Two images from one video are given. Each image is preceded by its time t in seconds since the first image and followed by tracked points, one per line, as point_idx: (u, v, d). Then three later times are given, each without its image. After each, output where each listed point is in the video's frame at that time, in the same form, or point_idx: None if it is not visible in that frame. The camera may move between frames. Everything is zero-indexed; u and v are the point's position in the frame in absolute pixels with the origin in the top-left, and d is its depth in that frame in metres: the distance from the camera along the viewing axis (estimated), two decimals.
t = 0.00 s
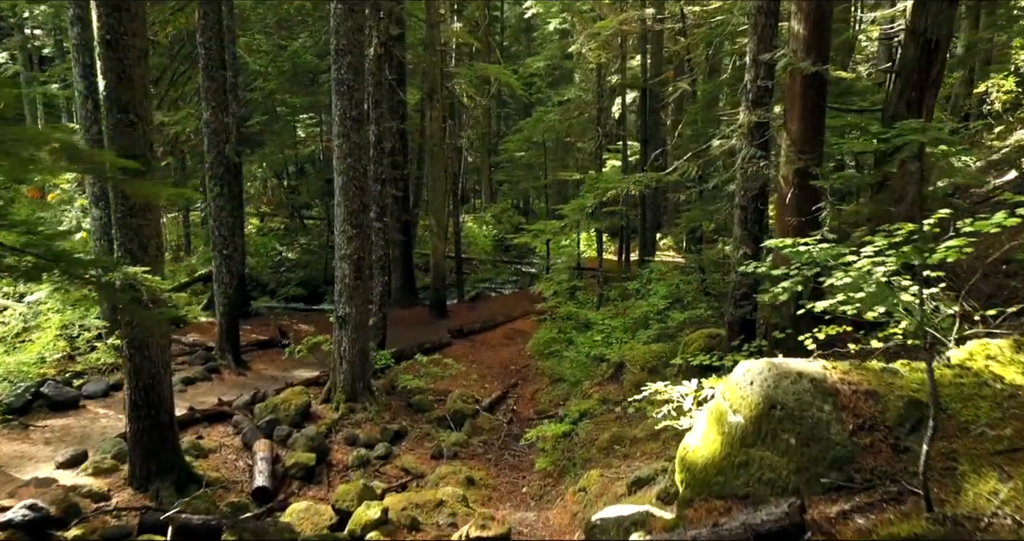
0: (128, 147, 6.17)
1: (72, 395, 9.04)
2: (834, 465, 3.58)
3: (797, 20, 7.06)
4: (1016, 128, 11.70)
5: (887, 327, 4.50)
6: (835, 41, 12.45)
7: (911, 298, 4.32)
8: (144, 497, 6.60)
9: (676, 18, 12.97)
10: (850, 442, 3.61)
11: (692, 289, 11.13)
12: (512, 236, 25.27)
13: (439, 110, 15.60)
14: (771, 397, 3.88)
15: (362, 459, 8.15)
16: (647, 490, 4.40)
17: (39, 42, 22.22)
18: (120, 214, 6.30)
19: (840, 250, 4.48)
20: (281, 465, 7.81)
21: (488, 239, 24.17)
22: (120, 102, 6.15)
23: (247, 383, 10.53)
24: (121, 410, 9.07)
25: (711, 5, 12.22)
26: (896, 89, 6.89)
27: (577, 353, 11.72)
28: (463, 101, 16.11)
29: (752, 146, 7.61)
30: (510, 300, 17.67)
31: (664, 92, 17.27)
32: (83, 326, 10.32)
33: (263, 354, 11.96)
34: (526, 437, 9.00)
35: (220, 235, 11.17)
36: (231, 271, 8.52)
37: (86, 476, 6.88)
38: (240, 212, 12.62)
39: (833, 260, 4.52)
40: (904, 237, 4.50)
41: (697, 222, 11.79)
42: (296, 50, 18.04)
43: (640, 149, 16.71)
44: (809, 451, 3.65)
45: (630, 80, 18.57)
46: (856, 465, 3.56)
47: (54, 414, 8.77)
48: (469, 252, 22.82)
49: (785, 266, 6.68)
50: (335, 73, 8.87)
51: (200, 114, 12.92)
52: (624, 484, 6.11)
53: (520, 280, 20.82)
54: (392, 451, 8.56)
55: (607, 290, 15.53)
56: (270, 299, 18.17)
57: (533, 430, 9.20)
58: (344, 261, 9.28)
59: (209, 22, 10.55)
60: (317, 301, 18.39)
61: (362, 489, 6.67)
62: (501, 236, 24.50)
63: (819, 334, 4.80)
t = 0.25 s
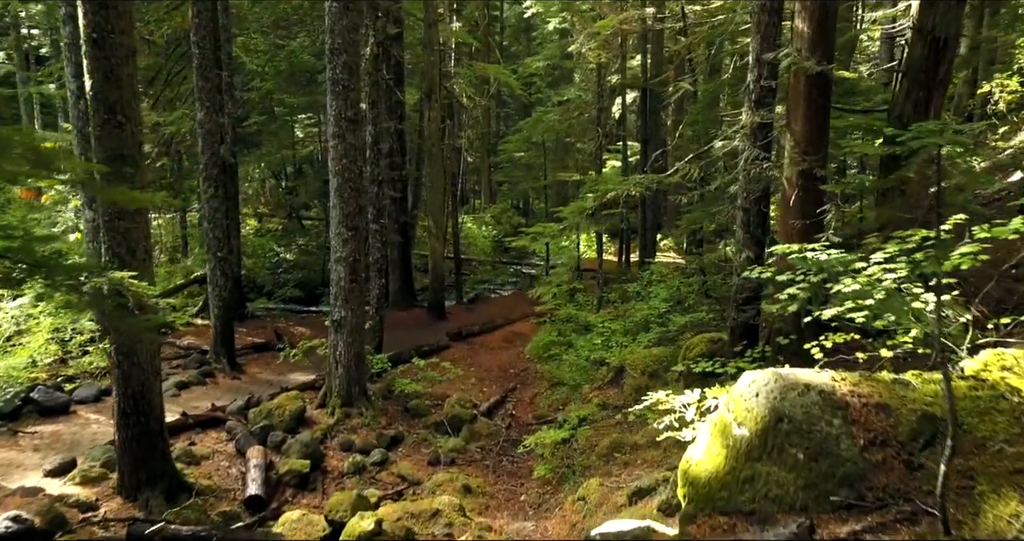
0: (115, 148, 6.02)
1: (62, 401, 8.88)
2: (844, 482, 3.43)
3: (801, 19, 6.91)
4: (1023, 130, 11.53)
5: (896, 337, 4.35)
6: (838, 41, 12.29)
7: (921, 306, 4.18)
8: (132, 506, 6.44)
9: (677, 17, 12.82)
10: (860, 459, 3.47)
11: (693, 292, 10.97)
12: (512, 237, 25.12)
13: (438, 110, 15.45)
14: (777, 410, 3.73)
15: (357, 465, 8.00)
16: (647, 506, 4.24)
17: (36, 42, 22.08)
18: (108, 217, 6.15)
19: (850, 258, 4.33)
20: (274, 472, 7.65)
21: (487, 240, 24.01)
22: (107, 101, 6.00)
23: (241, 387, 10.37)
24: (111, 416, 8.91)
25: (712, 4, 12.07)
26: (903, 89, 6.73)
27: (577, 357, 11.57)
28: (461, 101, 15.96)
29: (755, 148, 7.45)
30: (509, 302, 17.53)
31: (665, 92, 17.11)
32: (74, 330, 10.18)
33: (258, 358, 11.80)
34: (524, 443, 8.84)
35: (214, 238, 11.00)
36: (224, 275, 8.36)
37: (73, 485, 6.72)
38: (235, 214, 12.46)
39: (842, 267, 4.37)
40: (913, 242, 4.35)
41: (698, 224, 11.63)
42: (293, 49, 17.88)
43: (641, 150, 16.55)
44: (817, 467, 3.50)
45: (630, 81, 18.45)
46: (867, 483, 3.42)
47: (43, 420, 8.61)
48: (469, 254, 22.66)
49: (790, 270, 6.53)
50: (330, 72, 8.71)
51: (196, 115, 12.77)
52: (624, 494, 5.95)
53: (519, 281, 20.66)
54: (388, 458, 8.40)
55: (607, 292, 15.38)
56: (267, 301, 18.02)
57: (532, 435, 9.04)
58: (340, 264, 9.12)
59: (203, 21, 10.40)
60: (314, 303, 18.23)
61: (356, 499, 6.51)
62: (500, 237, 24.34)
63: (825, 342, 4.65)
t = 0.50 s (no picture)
0: (101, 149, 5.87)
1: (51, 406, 8.72)
2: (855, 501, 3.32)
3: (805, 18, 6.75)
4: None
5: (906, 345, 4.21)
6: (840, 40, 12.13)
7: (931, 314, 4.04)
8: (120, 516, 6.29)
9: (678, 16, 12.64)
10: (872, 476, 3.36)
11: (694, 295, 10.81)
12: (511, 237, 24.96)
13: (435, 110, 15.28)
14: (784, 423, 3.59)
15: (352, 473, 7.85)
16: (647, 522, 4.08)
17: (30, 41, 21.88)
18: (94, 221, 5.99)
19: (859, 265, 4.18)
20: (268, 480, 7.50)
21: (487, 241, 23.85)
22: (93, 102, 5.83)
23: (235, 392, 10.21)
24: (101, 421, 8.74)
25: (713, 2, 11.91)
26: (909, 89, 6.58)
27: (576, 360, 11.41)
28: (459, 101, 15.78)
29: (758, 149, 7.29)
30: (507, 304, 17.39)
31: (665, 92, 16.94)
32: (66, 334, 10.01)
33: (253, 362, 11.65)
34: (522, 449, 8.68)
35: (208, 240, 10.80)
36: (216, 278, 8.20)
37: (60, 494, 6.57)
38: (230, 215, 12.29)
39: (850, 275, 4.22)
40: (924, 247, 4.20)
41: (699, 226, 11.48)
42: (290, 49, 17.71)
43: (641, 150, 16.39)
44: (827, 484, 3.38)
45: (630, 80, 18.27)
46: (879, 501, 3.30)
47: (32, 426, 8.45)
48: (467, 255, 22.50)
49: (794, 274, 6.38)
50: (325, 72, 8.56)
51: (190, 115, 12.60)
52: (624, 504, 5.79)
53: (518, 283, 20.52)
54: (384, 465, 8.25)
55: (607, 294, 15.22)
56: (264, 303, 17.86)
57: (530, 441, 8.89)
58: (335, 267, 8.96)
59: (196, 20, 10.23)
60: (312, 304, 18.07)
61: (349, 510, 6.36)
62: (500, 238, 24.18)
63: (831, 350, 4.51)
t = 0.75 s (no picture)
0: (86, 150, 5.72)
1: (40, 412, 8.55)
2: (868, 522, 3.16)
3: (809, 16, 6.58)
4: None
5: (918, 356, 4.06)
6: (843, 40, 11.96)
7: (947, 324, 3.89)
8: (106, 528, 6.13)
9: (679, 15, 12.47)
10: (884, 496, 3.23)
11: (695, 298, 10.64)
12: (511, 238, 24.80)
13: (434, 110, 15.11)
14: (792, 438, 3.44)
15: (347, 481, 7.68)
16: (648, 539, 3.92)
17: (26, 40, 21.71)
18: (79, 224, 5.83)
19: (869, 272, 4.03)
20: (260, 489, 7.33)
21: (486, 242, 23.68)
22: (78, 102, 5.67)
23: (228, 397, 10.04)
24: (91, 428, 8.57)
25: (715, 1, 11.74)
26: (917, 88, 6.42)
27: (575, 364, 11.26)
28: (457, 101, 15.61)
29: (762, 150, 7.12)
30: (506, 306, 17.24)
31: (665, 92, 16.77)
32: (56, 338, 9.86)
33: (247, 366, 11.48)
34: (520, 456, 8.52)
35: (202, 242, 10.63)
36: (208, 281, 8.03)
37: (45, 505, 6.40)
38: (224, 217, 12.12)
39: (860, 282, 4.06)
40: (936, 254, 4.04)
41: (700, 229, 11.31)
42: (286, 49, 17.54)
43: (641, 151, 16.22)
44: (837, 504, 3.22)
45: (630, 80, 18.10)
46: (892, 522, 3.16)
47: (19, 433, 8.27)
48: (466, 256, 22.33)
49: (798, 279, 6.21)
50: (320, 72, 8.39)
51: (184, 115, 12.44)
52: (624, 516, 5.62)
53: (517, 285, 20.35)
54: (380, 472, 8.08)
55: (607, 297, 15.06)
56: (260, 305, 17.69)
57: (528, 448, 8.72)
58: (330, 270, 8.80)
59: (189, 19, 10.06)
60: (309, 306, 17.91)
61: (342, 521, 6.19)
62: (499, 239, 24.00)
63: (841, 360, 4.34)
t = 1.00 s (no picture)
0: (72, 151, 5.59)
1: (29, 418, 8.40)
2: None
3: (814, 14, 6.42)
4: None
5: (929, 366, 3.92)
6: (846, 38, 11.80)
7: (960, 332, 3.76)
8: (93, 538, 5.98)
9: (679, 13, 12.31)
10: (897, 516, 3.08)
11: (696, 300, 10.48)
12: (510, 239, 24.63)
13: (432, 110, 14.95)
14: (800, 453, 3.30)
15: (342, 488, 7.54)
16: None
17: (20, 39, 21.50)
18: (64, 227, 5.67)
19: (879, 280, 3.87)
20: (253, 496, 7.19)
21: (485, 242, 23.51)
22: (63, 101, 5.53)
23: (222, 401, 9.90)
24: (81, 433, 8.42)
25: None
26: (924, 88, 6.27)
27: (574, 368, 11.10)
28: (455, 100, 15.45)
29: (766, 152, 6.96)
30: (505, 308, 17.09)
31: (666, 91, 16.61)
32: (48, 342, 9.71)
33: (242, 369, 11.33)
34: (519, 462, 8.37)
35: (196, 244, 10.48)
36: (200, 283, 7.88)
37: (31, 514, 6.25)
38: (219, 218, 11.95)
39: (870, 290, 3.91)
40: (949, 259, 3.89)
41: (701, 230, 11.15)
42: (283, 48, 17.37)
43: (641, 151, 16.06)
44: (848, 522, 3.08)
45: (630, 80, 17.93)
46: None
47: (8, 439, 8.12)
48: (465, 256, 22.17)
49: (803, 283, 6.07)
50: (315, 72, 8.24)
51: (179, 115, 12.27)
52: (625, 527, 5.48)
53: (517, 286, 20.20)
54: (376, 478, 7.94)
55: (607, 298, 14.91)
56: (257, 306, 17.53)
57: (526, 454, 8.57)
58: (324, 273, 8.65)
59: (182, 17, 9.89)
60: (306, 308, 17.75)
61: (335, 531, 6.05)
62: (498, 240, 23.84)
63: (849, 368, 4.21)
